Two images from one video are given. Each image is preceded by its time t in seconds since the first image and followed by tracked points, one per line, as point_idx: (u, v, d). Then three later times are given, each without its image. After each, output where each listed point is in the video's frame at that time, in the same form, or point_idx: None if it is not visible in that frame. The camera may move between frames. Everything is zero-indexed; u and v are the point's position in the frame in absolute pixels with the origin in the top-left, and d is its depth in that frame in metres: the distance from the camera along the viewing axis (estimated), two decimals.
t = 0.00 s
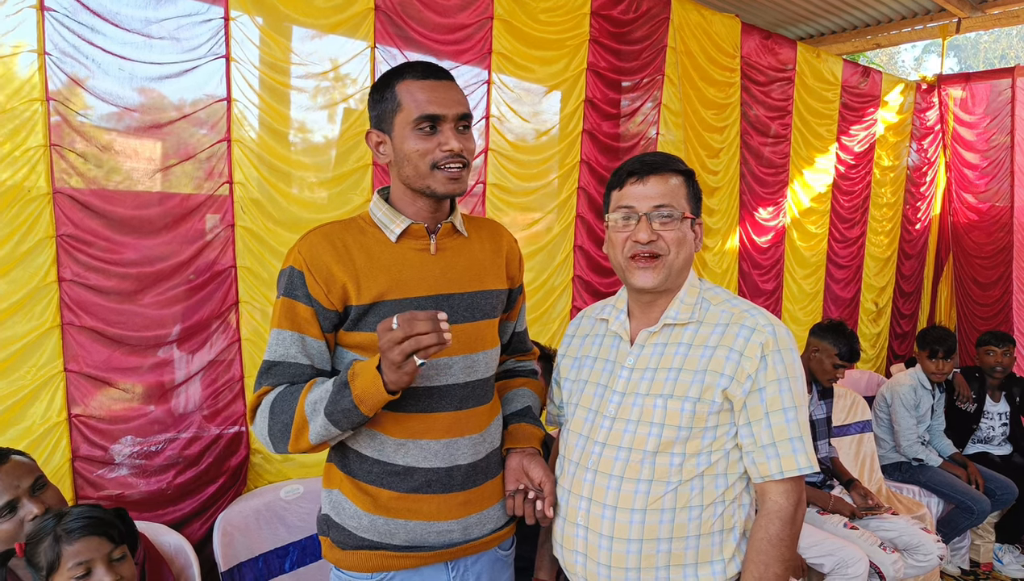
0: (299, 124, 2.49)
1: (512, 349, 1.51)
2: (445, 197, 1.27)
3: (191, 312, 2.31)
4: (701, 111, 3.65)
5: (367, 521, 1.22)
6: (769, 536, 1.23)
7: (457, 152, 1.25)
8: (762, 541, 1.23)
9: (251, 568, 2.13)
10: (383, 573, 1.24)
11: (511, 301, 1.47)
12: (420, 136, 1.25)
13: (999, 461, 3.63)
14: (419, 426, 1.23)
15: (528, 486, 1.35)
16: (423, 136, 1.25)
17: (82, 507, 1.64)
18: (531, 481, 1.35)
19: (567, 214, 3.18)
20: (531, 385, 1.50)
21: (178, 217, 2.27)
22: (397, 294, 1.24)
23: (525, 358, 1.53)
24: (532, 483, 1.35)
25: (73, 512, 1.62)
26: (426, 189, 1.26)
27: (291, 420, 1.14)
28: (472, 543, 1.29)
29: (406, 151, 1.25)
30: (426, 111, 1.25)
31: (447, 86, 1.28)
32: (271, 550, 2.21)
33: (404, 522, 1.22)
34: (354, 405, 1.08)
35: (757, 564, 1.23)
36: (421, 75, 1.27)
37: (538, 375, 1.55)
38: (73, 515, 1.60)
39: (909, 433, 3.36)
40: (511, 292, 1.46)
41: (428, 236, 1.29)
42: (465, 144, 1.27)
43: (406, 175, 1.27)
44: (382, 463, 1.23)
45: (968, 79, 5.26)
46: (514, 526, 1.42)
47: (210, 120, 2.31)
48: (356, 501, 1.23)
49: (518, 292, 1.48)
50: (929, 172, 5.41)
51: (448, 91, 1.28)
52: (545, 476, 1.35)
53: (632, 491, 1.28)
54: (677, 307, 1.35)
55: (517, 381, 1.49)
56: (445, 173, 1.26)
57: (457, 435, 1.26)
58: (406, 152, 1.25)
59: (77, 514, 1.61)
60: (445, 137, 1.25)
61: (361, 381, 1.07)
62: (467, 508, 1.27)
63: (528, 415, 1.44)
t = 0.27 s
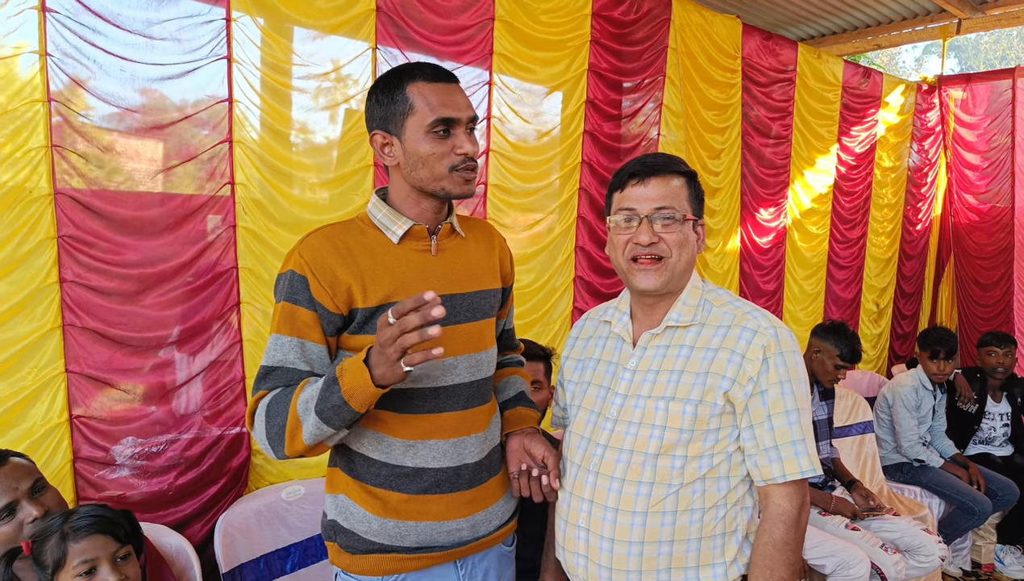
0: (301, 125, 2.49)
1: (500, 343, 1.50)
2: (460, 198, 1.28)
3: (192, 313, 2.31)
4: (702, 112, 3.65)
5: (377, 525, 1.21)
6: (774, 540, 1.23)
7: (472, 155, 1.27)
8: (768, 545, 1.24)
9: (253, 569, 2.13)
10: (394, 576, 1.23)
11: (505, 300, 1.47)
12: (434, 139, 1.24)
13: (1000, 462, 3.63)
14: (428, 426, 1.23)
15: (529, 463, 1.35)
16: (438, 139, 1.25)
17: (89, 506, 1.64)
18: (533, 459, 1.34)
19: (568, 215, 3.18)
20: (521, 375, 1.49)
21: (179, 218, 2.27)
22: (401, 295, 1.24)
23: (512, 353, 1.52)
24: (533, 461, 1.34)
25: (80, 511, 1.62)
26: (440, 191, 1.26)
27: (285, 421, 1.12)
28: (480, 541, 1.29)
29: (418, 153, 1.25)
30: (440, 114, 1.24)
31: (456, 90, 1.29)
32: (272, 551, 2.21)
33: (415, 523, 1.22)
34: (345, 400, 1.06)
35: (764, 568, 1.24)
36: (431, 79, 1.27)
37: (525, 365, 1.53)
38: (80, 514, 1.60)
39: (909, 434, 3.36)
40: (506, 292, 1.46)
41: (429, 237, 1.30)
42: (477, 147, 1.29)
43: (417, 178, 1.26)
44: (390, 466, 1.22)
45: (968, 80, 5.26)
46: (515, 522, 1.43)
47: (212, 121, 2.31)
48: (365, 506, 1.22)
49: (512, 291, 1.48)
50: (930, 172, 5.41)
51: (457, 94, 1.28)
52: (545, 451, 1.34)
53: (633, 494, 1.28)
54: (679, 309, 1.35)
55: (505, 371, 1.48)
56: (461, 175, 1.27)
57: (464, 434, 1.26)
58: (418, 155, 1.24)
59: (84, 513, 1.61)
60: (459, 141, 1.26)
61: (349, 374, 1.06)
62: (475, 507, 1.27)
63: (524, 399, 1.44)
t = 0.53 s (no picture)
0: (303, 126, 2.50)
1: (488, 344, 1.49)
2: (426, 201, 1.26)
3: (194, 314, 2.31)
4: (703, 113, 3.65)
5: (383, 527, 1.20)
6: (783, 543, 1.24)
7: (434, 155, 1.23)
8: (777, 549, 1.25)
9: (254, 570, 2.13)
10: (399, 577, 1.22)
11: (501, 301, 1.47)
12: (398, 141, 1.24)
13: (1002, 463, 3.63)
14: (433, 427, 1.22)
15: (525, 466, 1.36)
16: (402, 141, 1.24)
17: (97, 508, 1.65)
18: (529, 461, 1.36)
19: (570, 216, 3.18)
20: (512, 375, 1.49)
21: (181, 219, 2.27)
22: (407, 297, 1.22)
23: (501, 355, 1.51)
24: (529, 463, 1.36)
25: (89, 512, 1.63)
26: (408, 194, 1.26)
27: (281, 431, 1.11)
28: (483, 539, 1.30)
29: (388, 156, 1.26)
30: (401, 115, 1.23)
31: (429, 87, 1.25)
32: (274, 552, 2.21)
33: (421, 524, 1.21)
34: (336, 427, 1.04)
35: (775, 570, 1.25)
36: (402, 78, 1.25)
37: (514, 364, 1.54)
38: (89, 516, 1.61)
39: (911, 435, 3.36)
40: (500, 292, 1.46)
41: (432, 238, 1.29)
42: (444, 146, 1.25)
43: (390, 180, 1.27)
44: (395, 467, 1.21)
45: (970, 80, 5.26)
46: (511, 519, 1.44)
47: (213, 122, 2.32)
48: (370, 508, 1.20)
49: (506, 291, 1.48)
50: (932, 173, 5.41)
51: (428, 91, 1.25)
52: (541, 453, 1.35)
53: (635, 496, 1.28)
54: (681, 311, 1.35)
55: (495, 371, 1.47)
56: (424, 177, 1.24)
57: (467, 434, 1.27)
58: (388, 159, 1.26)
59: (93, 514, 1.62)
60: (422, 142, 1.24)
61: (337, 405, 1.04)
62: (477, 506, 1.28)
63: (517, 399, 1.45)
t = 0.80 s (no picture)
0: (305, 127, 2.50)
1: (506, 347, 1.51)
2: (404, 200, 1.24)
3: (195, 315, 2.31)
4: (705, 114, 3.65)
5: (362, 525, 1.21)
6: (779, 544, 1.24)
7: (410, 153, 1.22)
8: (772, 548, 1.24)
9: (256, 571, 2.14)
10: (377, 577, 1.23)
11: (505, 302, 1.44)
12: (378, 139, 1.24)
13: (1004, 465, 3.63)
14: (414, 429, 1.22)
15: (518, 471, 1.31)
16: (381, 139, 1.24)
17: (105, 508, 1.65)
18: (523, 466, 1.31)
19: (572, 217, 3.18)
20: (525, 377, 1.48)
21: (183, 219, 2.27)
22: (387, 298, 1.21)
23: (518, 356, 1.52)
24: (524, 468, 1.31)
25: (97, 512, 1.63)
26: (387, 193, 1.25)
27: (272, 432, 1.14)
28: (468, 545, 1.28)
29: (368, 155, 1.26)
30: (379, 113, 1.23)
31: (412, 84, 1.24)
32: (275, 553, 2.21)
33: (399, 525, 1.21)
34: (324, 436, 1.07)
35: (768, 570, 1.25)
36: (384, 76, 1.25)
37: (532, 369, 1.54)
38: (98, 515, 1.62)
39: (913, 437, 3.36)
40: (505, 293, 1.43)
41: (420, 238, 1.28)
42: (422, 143, 1.23)
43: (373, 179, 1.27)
44: (376, 467, 1.22)
45: (972, 82, 5.26)
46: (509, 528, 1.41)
47: (215, 123, 2.32)
48: (351, 506, 1.22)
49: (513, 293, 1.45)
50: (933, 174, 5.41)
51: (411, 89, 1.24)
52: (535, 459, 1.30)
53: (638, 497, 1.28)
54: (684, 312, 1.35)
55: (508, 374, 1.48)
56: (402, 175, 1.23)
57: (452, 438, 1.25)
58: (369, 157, 1.26)
59: (101, 514, 1.62)
60: (399, 139, 1.23)
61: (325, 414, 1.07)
62: (462, 511, 1.26)
63: (523, 403, 1.42)
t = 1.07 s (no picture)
0: (306, 128, 2.50)
1: (518, 350, 1.50)
2: (396, 201, 1.24)
3: (197, 315, 2.32)
4: (706, 115, 3.65)
5: (350, 523, 1.21)
6: (781, 545, 1.24)
7: (402, 154, 1.22)
8: (774, 549, 1.24)
9: (258, 570, 2.14)
10: (365, 575, 1.22)
11: (508, 304, 1.43)
12: (372, 140, 1.24)
13: (1005, 466, 3.63)
14: (401, 430, 1.21)
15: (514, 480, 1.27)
16: (375, 140, 1.24)
17: (112, 509, 1.66)
18: (518, 473, 1.27)
19: (573, 218, 3.18)
20: (534, 381, 1.46)
21: (185, 220, 2.27)
22: (374, 301, 1.22)
23: (531, 358, 1.51)
24: (518, 475, 1.27)
25: (104, 512, 1.64)
26: (380, 194, 1.25)
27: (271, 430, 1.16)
28: (457, 550, 1.25)
29: (361, 156, 1.26)
30: (373, 114, 1.23)
31: (406, 86, 1.24)
32: (277, 553, 2.21)
33: (386, 525, 1.21)
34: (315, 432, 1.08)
35: (770, 571, 1.25)
36: (377, 78, 1.25)
37: (547, 373, 1.52)
38: (105, 516, 1.62)
39: (914, 438, 3.36)
40: (508, 294, 1.42)
41: (411, 240, 1.27)
42: (414, 145, 1.23)
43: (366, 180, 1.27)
44: (365, 466, 1.21)
45: (974, 83, 5.26)
46: (507, 534, 1.38)
47: (217, 123, 2.32)
48: (341, 503, 1.22)
49: (516, 294, 1.44)
50: (935, 176, 5.41)
51: (404, 91, 1.24)
52: (530, 466, 1.27)
53: (639, 497, 1.28)
54: (687, 312, 1.35)
55: (518, 377, 1.47)
56: (394, 177, 1.23)
57: (441, 441, 1.23)
58: (362, 158, 1.26)
59: (109, 514, 1.63)
60: (391, 140, 1.23)
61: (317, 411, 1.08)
62: (452, 515, 1.24)
63: (525, 408, 1.38)
